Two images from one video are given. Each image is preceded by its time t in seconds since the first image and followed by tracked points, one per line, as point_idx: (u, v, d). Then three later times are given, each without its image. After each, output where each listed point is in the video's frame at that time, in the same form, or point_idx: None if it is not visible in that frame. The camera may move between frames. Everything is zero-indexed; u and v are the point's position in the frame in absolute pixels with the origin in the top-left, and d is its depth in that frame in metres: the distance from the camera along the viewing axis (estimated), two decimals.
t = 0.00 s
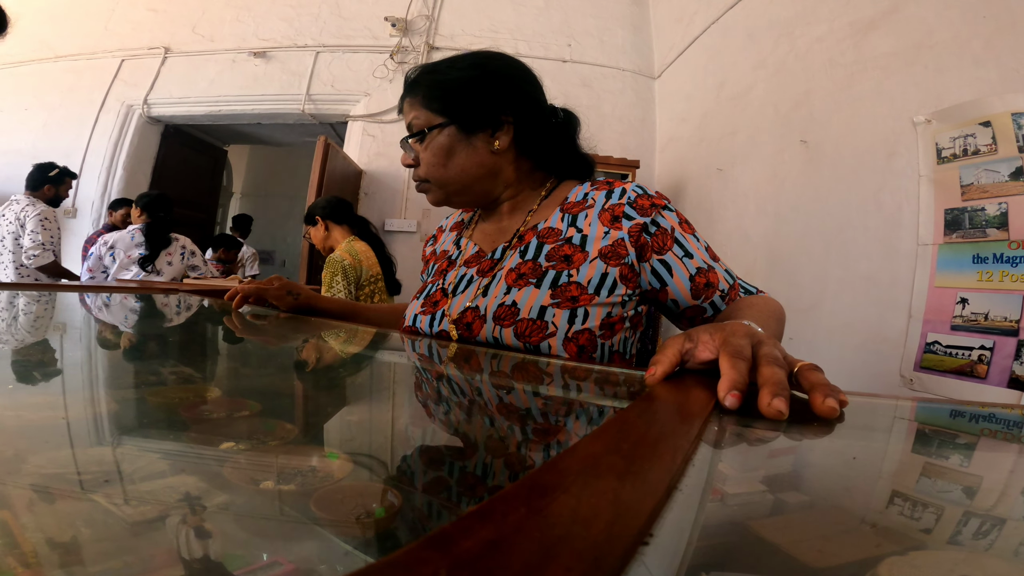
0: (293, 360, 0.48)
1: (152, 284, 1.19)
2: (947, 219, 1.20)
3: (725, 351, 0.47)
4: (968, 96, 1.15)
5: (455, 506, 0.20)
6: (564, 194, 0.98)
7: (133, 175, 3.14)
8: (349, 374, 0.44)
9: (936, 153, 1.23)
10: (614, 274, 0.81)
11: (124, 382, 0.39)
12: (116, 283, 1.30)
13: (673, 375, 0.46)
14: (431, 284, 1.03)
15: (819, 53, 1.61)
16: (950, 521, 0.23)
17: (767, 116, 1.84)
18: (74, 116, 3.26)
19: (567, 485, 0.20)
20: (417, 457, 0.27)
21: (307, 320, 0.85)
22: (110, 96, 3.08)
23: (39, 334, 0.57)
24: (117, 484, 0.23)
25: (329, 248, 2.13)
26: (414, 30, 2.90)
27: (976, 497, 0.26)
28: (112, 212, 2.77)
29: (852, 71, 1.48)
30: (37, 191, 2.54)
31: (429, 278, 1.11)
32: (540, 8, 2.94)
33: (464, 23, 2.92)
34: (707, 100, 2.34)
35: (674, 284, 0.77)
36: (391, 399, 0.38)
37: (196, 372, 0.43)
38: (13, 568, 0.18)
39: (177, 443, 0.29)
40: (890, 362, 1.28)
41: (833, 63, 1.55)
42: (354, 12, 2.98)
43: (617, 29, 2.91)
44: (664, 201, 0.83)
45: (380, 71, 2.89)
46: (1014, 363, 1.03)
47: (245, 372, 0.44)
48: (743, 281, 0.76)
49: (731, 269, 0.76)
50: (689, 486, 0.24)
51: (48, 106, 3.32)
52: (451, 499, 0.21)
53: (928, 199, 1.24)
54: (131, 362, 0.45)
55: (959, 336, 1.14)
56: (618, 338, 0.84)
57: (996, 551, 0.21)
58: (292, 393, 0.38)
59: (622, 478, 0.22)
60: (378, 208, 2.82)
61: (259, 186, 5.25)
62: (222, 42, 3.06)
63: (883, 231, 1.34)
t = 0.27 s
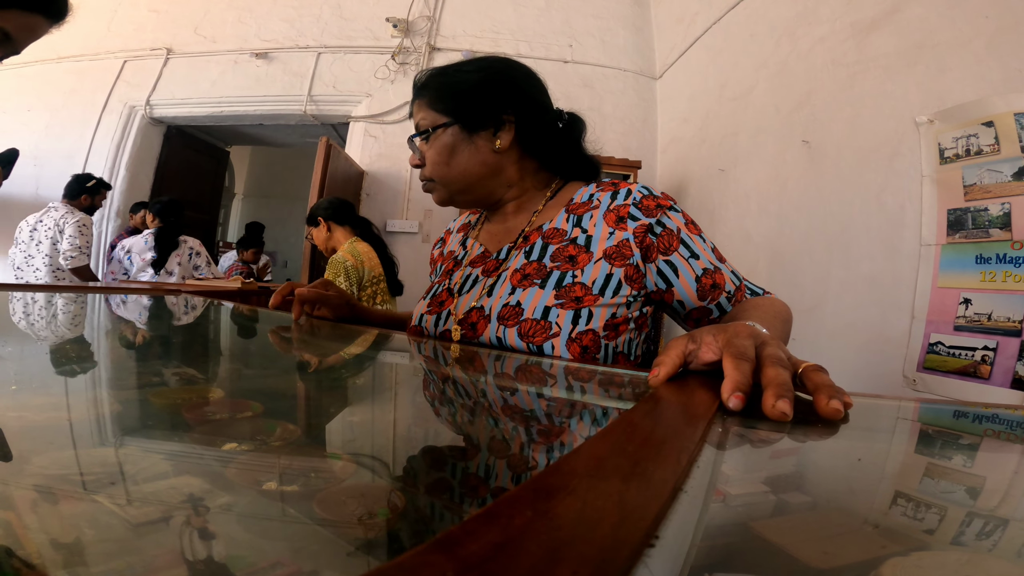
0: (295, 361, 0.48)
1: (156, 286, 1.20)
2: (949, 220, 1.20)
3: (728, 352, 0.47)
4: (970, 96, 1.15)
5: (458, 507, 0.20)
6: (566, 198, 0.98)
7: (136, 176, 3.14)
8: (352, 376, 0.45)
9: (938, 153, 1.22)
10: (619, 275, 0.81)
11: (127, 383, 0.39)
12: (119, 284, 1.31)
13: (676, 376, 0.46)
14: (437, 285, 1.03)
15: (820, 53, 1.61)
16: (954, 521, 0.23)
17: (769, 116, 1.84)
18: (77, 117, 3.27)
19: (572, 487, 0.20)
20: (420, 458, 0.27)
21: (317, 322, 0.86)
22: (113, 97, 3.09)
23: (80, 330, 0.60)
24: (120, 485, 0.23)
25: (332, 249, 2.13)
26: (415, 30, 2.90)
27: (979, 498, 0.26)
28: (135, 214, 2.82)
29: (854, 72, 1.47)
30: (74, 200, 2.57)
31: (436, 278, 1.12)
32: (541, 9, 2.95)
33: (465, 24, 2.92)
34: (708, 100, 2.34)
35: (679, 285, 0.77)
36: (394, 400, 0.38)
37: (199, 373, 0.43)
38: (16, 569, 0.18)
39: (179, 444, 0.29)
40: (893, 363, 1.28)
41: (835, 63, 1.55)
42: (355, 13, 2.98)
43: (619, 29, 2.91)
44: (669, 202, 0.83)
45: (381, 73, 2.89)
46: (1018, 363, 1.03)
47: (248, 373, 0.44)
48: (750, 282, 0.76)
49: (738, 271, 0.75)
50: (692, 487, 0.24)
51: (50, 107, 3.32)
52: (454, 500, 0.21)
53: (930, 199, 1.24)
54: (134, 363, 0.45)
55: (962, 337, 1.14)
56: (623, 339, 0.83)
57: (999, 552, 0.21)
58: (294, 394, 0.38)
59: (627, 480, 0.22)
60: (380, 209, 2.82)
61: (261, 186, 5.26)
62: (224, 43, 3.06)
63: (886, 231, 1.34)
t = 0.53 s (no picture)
0: (297, 362, 0.48)
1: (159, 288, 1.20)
2: (952, 220, 1.19)
3: (731, 352, 0.47)
4: (972, 96, 1.15)
5: (460, 507, 0.20)
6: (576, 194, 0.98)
7: (138, 177, 3.15)
8: (353, 376, 0.45)
9: (940, 153, 1.22)
10: (624, 275, 0.81)
11: (130, 384, 0.39)
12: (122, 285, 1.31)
13: (678, 377, 0.46)
14: (442, 285, 1.04)
15: (822, 53, 1.61)
16: (956, 521, 0.23)
17: (770, 116, 1.84)
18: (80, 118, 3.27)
19: (574, 487, 0.20)
20: (422, 458, 0.27)
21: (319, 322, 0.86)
22: (115, 98, 3.09)
23: (116, 325, 0.64)
24: (123, 485, 0.23)
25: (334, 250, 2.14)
26: (416, 31, 2.90)
27: (982, 498, 0.26)
28: (161, 220, 2.90)
29: (856, 72, 1.47)
30: (111, 208, 2.65)
31: (441, 279, 1.12)
32: (542, 10, 2.95)
33: (467, 24, 2.92)
34: (709, 101, 2.34)
35: (684, 287, 0.77)
36: (397, 401, 0.38)
37: (201, 374, 0.43)
38: (19, 569, 0.18)
39: (182, 444, 0.29)
40: (895, 363, 1.27)
41: (836, 63, 1.55)
42: (356, 13, 2.99)
43: (620, 30, 2.91)
44: (675, 205, 0.83)
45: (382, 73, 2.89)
46: (1021, 364, 1.03)
47: (250, 374, 0.44)
48: (754, 285, 0.76)
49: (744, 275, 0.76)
50: (693, 489, 0.24)
51: (53, 109, 3.33)
52: (456, 500, 0.21)
53: (933, 199, 1.24)
54: (136, 364, 0.45)
55: (964, 337, 1.13)
56: (626, 340, 0.83)
57: (1002, 552, 0.21)
58: (296, 394, 0.38)
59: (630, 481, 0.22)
60: (381, 210, 2.82)
61: (262, 187, 5.27)
62: (226, 44, 3.06)
63: (888, 231, 1.33)
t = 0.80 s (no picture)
0: (299, 362, 0.48)
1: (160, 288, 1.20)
2: (954, 220, 1.19)
3: (733, 352, 0.47)
4: (974, 96, 1.15)
5: (461, 508, 0.20)
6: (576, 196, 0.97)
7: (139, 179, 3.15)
8: (354, 376, 0.45)
9: (942, 152, 1.22)
10: (626, 277, 0.81)
11: (131, 384, 0.39)
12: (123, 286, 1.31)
13: (680, 377, 0.46)
14: (443, 285, 1.04)
15: (823, 54, 1.61)
16: (959, 522, 0.23)
17: (771, 117, 1.84)
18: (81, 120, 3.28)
19: (576, 488, 0.20)
20: (423, 459, 0.27)
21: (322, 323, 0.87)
22: (117, 99, 3.10)
23: (138, 324, 0.67)
24: (124, 485, 0.23)
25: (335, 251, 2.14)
26: (417, 32, 2.90)
27: (985, 499, 0.26)
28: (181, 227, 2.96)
29: (857, 72, 1.47)
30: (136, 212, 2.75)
31: (441, 279, 1.12)
32: (543, 11, 2.95)
33: (467, 25, 2.92)
34: (710, 101, 2.34)
35: (685, 289, 0.77)
36: (398, 401, 0.38)
37: (203, 375, 0.43)
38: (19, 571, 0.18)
39: (184, 445, 0.29)
40: (898, 363, 1.27)
41: (838, 63, 1.55)
42: (357, 14, 2.99)
43: (620, 30, 2.91)
44: (676, 206, 0.83)
45: (383, 74, 2.90)
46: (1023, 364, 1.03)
47: (251, 374, 0.44)
48: (755, 287, 0.76)
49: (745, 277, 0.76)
50: (692, 489, 0.24)
51: (55, 110, 3.33)
52: (457, 501, 0.21)
53: (935, 200, 1.24)
54: (137, 365, 0.45)
55: (967, 337, 1.13)
56: (628, 341, 0.83)
57: (1005, 553, 0.21)
58: (297, 395, 0.38)
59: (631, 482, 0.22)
60: (382, 211, 2.83)
61: (264, 188, 5.27)
62: (227, 45, 3.06)
63: (890, 231, 1.33)
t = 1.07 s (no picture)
0: (299, 363, 0.48)
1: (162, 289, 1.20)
2: (955, 220, 1.19)
3: (733, 353, 0.47)
4: (976, 96, 1.14)
5: (462, 509, 0.20)
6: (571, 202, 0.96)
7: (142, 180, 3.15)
8: (355, 377, 0.45)
9: (943, 152, 1.22)
10: (625, 278, 0.81)
11: (132, 385, 0.39)
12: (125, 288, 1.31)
13: (680, 378, 0.46)
14: (443, 287, 1.04)
15: (824, 54, 1.61)
16: (961, 522, 0.23)
17: (772, 117, 1.84)
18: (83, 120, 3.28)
19: (577, 488, 0.20)
20: (424, 459, 0.27)
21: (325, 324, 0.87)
22: (119, 101, 3.10)
23: (149, 324, 0.68)
24: (126, 485, 0.23)
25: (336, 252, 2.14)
26: (418, 33, 2.90)
27: (987, 500, 0.26)
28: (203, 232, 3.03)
29: (858, 72, 1.47)
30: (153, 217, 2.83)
31: (441, 281, 1.12)
32: (544, 11, 2.95)
33: (468, 26, 2.92)
34: (712, 101, 2.34)
35: (684, 289, 0.77)
36: (398, 402, 0.38)
37: (204, 375, 0.43)
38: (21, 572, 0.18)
39: (185, 446, 0.29)
40: (900, 364, 1.27)
41: (839, 63, 1.55)
42: (358, 15, 2.99)
43: (621, 31, 2.91)
44: (675, 206, 0.83)
45: (384, 75, 2.90)
46: None
47: (252, 375, 0.44)
48: (754, 287, 0.76)
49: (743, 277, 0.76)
50: (694, 490, 0.24)
51: (57, 111, 3.32)
52: (458, 501, 0.21)
53: (936, 200, 1.23)
54: (140, 365, 0.45)
55: (969, 338, 1.13)
56: (628, 341, 0.83)
57: (1008, 553, 0.21)
58: (298, 395, 0.39)
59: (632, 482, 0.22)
60: (384, 212, 2.83)
61: (265, 189, 5.27)
62: (228, 46, 3.07)
63: (891, 232, 1.33)
